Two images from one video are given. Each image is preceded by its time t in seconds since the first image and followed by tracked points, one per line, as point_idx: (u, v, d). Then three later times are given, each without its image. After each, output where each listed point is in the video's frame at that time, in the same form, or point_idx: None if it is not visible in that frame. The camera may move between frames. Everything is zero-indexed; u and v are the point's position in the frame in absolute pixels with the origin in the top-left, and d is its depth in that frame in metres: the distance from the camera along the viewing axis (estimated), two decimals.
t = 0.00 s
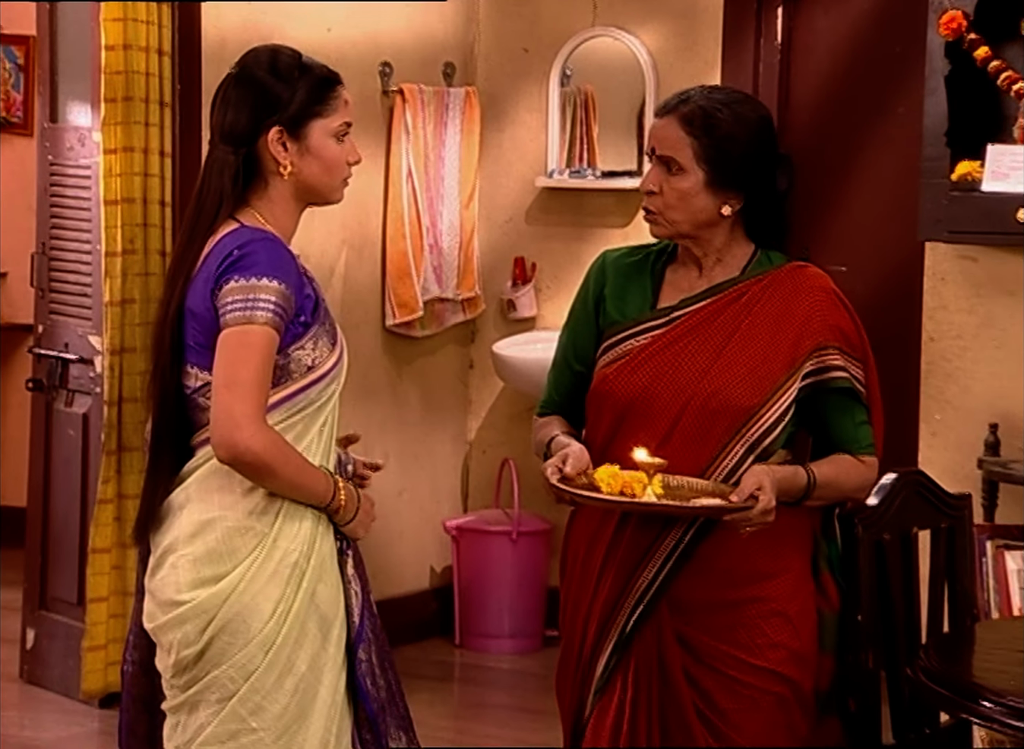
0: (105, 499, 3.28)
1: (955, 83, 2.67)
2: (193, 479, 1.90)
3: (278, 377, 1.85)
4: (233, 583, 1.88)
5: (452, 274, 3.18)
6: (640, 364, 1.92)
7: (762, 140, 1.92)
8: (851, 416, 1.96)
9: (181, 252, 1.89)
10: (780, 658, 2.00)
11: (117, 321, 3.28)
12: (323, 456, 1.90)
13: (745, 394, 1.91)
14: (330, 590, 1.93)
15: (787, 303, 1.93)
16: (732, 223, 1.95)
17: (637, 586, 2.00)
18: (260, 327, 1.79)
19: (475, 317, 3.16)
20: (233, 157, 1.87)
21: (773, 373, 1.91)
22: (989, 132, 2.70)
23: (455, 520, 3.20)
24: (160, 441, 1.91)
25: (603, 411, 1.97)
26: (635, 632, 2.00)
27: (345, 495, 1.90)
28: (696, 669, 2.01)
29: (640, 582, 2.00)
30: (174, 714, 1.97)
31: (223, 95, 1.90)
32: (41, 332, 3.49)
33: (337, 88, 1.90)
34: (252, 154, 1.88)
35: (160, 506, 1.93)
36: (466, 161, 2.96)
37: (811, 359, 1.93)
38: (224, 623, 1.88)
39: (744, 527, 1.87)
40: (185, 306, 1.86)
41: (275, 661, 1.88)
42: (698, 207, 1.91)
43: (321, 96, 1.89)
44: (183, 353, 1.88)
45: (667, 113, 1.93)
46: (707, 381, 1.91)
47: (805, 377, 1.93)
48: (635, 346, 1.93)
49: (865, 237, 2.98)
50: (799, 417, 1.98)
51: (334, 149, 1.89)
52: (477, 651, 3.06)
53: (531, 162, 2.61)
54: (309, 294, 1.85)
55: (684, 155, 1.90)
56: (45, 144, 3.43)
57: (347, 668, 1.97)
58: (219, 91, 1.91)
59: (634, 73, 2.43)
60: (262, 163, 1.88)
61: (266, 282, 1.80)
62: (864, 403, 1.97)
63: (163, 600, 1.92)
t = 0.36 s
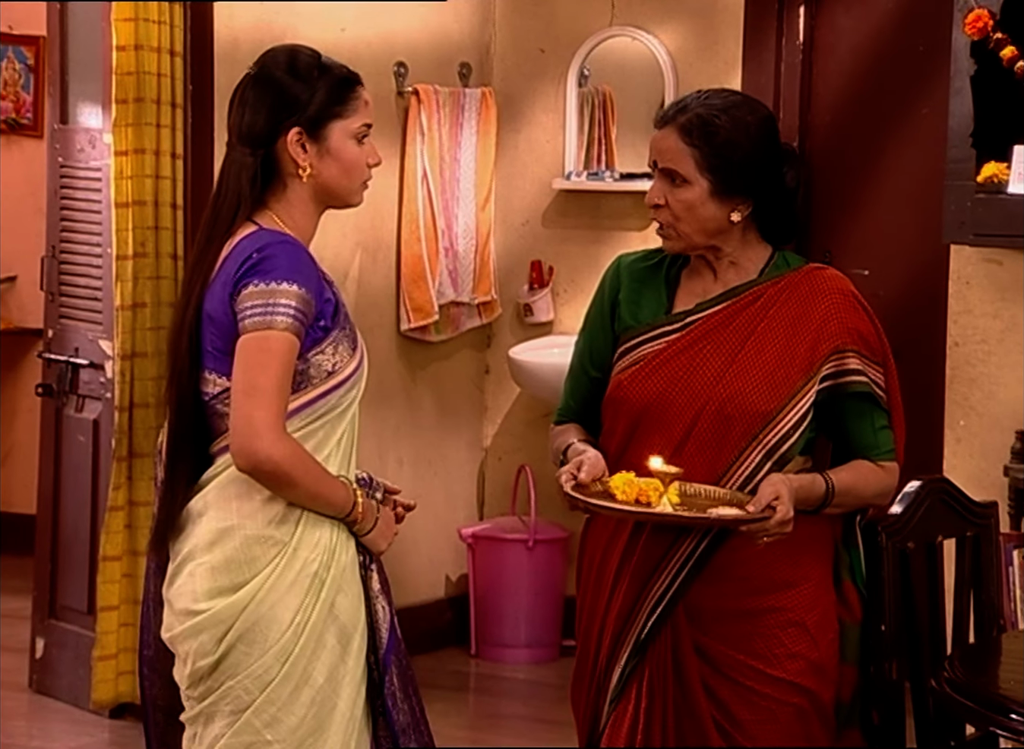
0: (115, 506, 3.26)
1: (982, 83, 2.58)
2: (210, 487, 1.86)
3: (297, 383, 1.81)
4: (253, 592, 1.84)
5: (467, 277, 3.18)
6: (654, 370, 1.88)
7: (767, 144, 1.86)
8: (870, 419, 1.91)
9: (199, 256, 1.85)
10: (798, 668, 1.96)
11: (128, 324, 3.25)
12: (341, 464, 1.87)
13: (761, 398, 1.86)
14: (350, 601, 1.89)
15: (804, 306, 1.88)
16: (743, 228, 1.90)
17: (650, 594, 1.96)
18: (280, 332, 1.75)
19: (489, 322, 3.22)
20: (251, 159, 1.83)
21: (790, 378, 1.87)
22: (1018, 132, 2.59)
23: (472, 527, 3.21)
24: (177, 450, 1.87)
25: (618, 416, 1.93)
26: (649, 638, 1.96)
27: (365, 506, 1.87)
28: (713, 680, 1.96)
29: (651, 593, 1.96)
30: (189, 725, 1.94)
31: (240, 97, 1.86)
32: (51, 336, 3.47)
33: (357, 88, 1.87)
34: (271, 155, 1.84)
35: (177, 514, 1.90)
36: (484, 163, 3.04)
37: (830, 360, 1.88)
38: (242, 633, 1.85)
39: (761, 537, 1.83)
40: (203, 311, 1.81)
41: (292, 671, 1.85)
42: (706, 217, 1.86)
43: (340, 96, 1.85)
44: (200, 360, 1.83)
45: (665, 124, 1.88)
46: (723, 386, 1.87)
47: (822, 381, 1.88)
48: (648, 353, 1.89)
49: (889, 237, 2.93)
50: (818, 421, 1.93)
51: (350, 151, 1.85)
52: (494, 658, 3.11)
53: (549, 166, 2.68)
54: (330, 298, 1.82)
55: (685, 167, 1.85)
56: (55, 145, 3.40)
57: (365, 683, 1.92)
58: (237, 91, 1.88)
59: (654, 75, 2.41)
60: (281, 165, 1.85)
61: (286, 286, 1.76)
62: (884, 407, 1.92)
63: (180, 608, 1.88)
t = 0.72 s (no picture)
0: (116, 506, 3.26)
1: (983, 83, 2.58)
2: (212, 490, 1.86)
3: (302, 385, 1.81)
4: (256, 595, 1.84)
5: (468, 277, 3.17)
6: (654, 373, 1.88)
7: (767, 145, 1.86)
8: (870, 418, 1.91)
9: (201, 257, 1.84)
10: (799, 669, 1.96)
11: (129, 324, 3.24)
12: (342, 466, 1.87)
13: (761, 399, 1.87)
14: (353, 604, 1.89)
15: (803, 306, 1.88)
16: (741, 228, 1.90)
17: (650, 594, 1.96)
18: (289, 334, 1.75)
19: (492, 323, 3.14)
20: (256, 160, 1.83)
21: (790, 378, 1.87)
22: (1019, 131, 2.59)
23: (473, 527, 3.24)
24: (176, 452, 1.86)
25: (618, 417, 1.93)
26: (649, 638, 1.96)
27: (367, 509, 1.87)
28: (714, 680, 1.96)
29: (650, 593, 1.96)
30: (190, 728, 1.94)
31: (243, 97, 1.86)
32: (52, 335, 3.47)
33: (359, 88, 1.87)
34: (275, 157, 1.84)
35: (176, 516, 1.89)
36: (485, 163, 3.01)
37: (830, 360, 1.88)
38: (244, 636, 1.85)
39: (764, 536, 1.82)
40: (207, 312, 1.81)
41: (295, 674, 1.85)
42: (704, 217, 1.86)
43: (343, 96, 1.85)
44: (203, 361, 1.83)
45: (664, 123, 1.88)
46: (723, 386, 1.87)
47: (822, 381, 1.88)
48: (648, 355, 1.89)
49: (889, 237, 2.94)
50: (819, 422, 1.93)
51: (354, 152, 1.85)
52: (494, 658, 3.16)
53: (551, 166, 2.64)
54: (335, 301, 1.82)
55: (683, 165, 1.85)
56: (57, 145, 3.40)
57: (366, 685, 1.93)
58: (239, 92, 1.88)
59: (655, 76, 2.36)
60: (287, 166, 1.84)
61: (293, 288, 1.76)
62: (884, 406, 1.91)
63: (182, 612, 1.88)
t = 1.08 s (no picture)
0: (116, 506, 3.25)
1: (983, 83, 2.58)
2: (211, 492, 1.86)
3: (306, 387, 1.81)
4: (256, 599, 1.84)
5: (468, 276, 3.17)
6: (657, 373, 1.89)
7: (771, 144, 1.86)
8: (874, 418, 1.91)
9: (201, 258, 1.84)
10: (801, 668, 1.96)
11: (129, 324, 3.24)
12: (342, 468, 1.87)
13: (764, 398, 1.86)
14: (353, 608, 1.89)
15: (806, 306, 1.88)
16: (745, 227, 1.89)
17: (652, 595, 1.96)
18: (293, 336, 1.75)
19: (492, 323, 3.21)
20: (256, 161, 1.83)
21: (792, 378, 1.87)
22: (1020, 132, 2.59)
23: (473, 527, 3.23)
24: (176, 453, 1.86)
25: (621, 418, 1.93)
26: (651, 638, 1.96)
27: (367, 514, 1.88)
28: (716, 680, 1.96)
29: (652, 593, 1.96)
30: (190, 732, 1.94)
31: (242, 98, 1.85)
32: (52, 335, 3.47)
33: (358, 88, 1.87)
34: (275, 158, 1.84)
35: (174, 519, 1.89)
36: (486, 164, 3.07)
37: (833, 360, 1.88)
38: (245, 640, 1.85)
39: (767, 536, 1.82)
40: (210, 313, 1.81)
41: (296, 678, 1.85)
42: (708, 216, 1.86)
43: (343, 96, 1.85)
44: (204, 361, 1.83)
45: (667, 122, 1.88)
46: (726, 386, 1.87)
47: (825, 381, 1.88)
48: (651, 355, 1.90)
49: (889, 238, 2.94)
50: (822, 422, 1.93)
51: (355, 151, 1.85)
52: (494, 658, 3.17)
53: (550, 165, 2.67)
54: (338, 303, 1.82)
55: (688, 164, 1.85)
56: (56, 145, 3.40)
57: (366, 690, 1.93)
58: (238, 93, 1.87)
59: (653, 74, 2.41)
60: (287, 167, 1.84)
61: (297, 290, 1.76)
62: (887, 406, 1.91)
63: (181, 616, 1.88)
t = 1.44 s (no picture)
0: (116, 506, 3.25)
1: (983, 83, 2.58)
2: (213, 494, 1.86)
3: (309, 390, 1.81)
4: (259, 601, 1.84)
5: (468, 276, 3.16)
6: (655, 373, 1.89)
7: (779, 139, 1.88)
8: (874, 418, 1.91)
9: (204, 261, 1.84)
10: (804, 667, 1.96)
11: (129, 324, 3.24)
12: (344, 471, 1.87)
13: (764, 398, 1.86)
14: (355, 610, 1.89)
15: (805, 306, 1.88)
16: (750, 223, 1.90)
17: (652, 593, 1.96)
18: (298, 340, 1.75)
19: (490, 325, 3.16)
20: (260, 163, 1.83)
21: (792, 379, 1.87)
22: (1020, 132, 2.59)
23: (472, 527, 3.21)
24: (180, 456, 1.86)
25: (621, 419, 1.93)
26: (653, 637, 1.96)
27: (370, 520, 1.88)
28: (718, 678, 1.96)
29: (652, 593, 1.96)
30: (193, 733, 1.93)
31: (246, 102, 1.85)
32: (52, 336, 3.47)
33: (361, 90, 1.87)
34: (280, 160, 1.84)
35: (176, 520, 1.89)
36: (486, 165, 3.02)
37: (832, 360, 1.88)
38: (247, 642, 1.85)
39: (769, 536, 1.83)
40: (213, 314, 1.81)
41: (299, 680, 1.85)
42: (715, 206, 1.87)
43: (347, 98, 1.85)
44: (208, 363, 1.83)
45: (677, 115, 1.90)
46: (726, 387, 1.87)
47: (825, 382, 1.88)
48: (650, 355, 1.90)
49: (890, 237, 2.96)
50: (822, 422, 1.93)
51: (361, 151, 1.85)
52: (494, 659, 3.19)
53: (550, 165, 2.64)
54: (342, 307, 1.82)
55: (697, 152, 1.86)
56: (56, 145, 3.40)
57: (367, 694, 1.92)
58: (241, 95, 1.87)
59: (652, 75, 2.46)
60: (291, 169, 1.84)
61: (303, 294, 1.77)
62: (888, 406, 1.92)
63: (183, 619, 1.88)
